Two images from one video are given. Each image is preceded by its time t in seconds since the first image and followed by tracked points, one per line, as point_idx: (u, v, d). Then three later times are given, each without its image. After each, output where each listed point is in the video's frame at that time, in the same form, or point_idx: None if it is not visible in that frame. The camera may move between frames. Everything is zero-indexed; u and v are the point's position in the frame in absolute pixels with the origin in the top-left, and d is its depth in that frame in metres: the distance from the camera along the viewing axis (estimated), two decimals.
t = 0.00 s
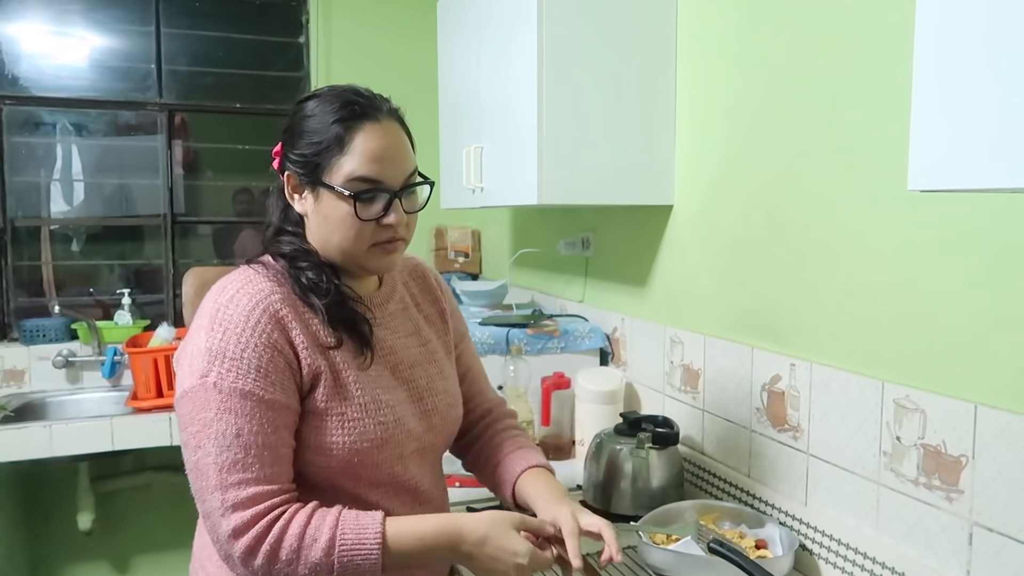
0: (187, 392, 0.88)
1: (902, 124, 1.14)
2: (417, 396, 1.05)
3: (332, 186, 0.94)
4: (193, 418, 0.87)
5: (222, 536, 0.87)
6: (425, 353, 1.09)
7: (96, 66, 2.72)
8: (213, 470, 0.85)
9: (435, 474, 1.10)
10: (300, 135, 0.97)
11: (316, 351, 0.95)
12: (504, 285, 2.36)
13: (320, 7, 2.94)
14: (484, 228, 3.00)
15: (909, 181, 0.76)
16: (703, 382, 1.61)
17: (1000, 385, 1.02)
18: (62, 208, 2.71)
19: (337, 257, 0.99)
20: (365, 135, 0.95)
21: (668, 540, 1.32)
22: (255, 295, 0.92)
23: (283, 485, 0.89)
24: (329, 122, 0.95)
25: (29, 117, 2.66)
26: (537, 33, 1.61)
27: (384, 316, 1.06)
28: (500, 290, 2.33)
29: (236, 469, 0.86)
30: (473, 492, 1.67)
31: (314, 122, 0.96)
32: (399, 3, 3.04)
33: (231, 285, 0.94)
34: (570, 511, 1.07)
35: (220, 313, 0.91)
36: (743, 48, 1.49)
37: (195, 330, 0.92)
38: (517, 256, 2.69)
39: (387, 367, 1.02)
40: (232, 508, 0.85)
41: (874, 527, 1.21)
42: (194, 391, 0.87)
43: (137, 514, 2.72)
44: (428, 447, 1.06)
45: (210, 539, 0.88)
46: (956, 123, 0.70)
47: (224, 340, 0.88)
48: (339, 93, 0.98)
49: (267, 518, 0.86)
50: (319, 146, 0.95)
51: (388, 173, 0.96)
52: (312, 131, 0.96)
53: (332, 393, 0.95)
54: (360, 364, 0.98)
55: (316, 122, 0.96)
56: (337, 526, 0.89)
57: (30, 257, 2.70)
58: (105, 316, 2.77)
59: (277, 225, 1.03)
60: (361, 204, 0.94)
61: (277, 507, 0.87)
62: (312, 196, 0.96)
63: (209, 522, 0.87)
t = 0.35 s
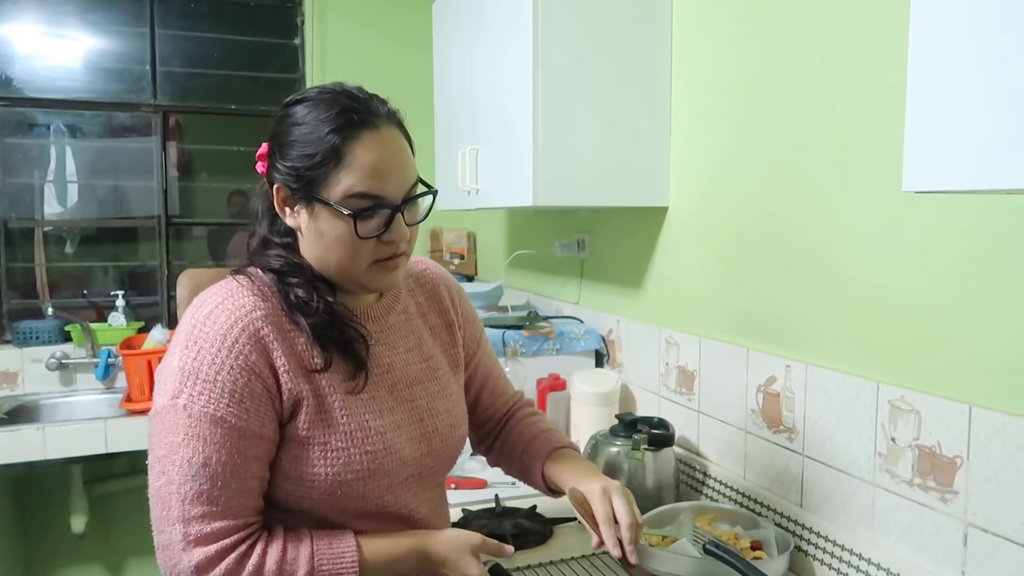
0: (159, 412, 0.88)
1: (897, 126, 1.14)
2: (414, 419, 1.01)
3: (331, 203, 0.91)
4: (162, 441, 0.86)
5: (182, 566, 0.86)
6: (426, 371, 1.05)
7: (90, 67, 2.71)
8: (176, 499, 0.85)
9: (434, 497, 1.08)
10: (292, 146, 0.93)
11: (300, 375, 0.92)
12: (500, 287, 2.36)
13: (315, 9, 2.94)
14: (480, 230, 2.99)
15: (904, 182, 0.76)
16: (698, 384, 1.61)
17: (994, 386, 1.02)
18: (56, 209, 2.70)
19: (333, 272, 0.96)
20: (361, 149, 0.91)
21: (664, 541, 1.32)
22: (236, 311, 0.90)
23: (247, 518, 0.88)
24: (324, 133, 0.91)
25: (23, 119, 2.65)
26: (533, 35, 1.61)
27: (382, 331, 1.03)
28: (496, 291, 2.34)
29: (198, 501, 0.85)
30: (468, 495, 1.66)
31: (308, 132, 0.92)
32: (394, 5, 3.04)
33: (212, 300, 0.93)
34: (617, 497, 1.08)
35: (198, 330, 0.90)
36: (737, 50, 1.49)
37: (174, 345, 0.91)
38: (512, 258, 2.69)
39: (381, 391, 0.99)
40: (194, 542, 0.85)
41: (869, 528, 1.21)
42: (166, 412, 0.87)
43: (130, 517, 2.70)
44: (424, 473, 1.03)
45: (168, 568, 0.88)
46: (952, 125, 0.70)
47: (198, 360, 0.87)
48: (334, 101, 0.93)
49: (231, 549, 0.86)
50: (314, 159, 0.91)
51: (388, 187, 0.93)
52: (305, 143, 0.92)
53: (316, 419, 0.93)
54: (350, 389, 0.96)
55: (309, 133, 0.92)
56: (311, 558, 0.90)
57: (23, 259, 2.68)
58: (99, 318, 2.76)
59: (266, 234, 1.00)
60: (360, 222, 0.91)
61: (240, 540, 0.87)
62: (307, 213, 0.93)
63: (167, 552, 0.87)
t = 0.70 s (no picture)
0: (164, 424, 0.87)
1: (894, 126, 1.14)
2: (417, 432, 1.01)
3: (327, 217, 0.91)
4: (168, 454, 0.86)
5: None
6: (430, 382, 1.05)
7: (88, 67, 2.70)
8: (182, 513, 0.84)
9: (436, 511, 1.07)
10: (286, 161, 0.93)
11: (303, 387, 0.92)
12: (498, 287, 2.36)
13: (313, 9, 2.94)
14: (477, 230, 2.99)
15: (902, 181, 0.76)
16: (696, 384, 1.61)
17: (992, 386, 1.02)
18: (53, 210, 2.70)
19: (332, 285, 0.96)
20: (356, 161, 0.91)
21: (662, 541, 1.32)
22: (239, 322, 0.90)
23: (253, 532, 0.88)
24: (317, 146, 0.91)
25: (20, 119, 2.65)
26: (530, 35, 1.61)
27: (384, 343, 1.03)
28: (494, 292, 2.33)
29: (205, 515, 0.84)
30: (466, 496, 1.66)
31: (302, 145, 0.92)
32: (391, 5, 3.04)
33: (215, 311, 0.93)
34: (571, 525, 1.03)
35: (201, 341, 0.89)
36: (735, 50, 1.49)
37: (177, 357, 0.91)
38: (510, 258, 2.69)
39: (384, 404, 0.99)
40: (201, 558, 0.84)
41: (867, 529, 1.21)
42: (172, 425, 0.86)
43: (128, 518, 2.70)
44: (428, 487, 1.02)
45: None
46: (950, 123, 0.70)
47: (203, 371, 0.87)
48: (327, 113, 0.93)
49: (239, 565, 0.85)
50: (309, 173, 0.91)
51: (385, 198, 0.92)
52: (299, 156, 0.92)
53: (318, 432, 0.93)
54: (353, 402, 0.95)
55: (303, 145, 0.92)
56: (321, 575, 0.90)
57: (20, 259, 2.68)
58: (96, 318, 2.76)
59: (266, 247, 1.00)
60: (359, 234, 0.91)
61: (247, 553, 0.86)
62: (304, 226, 0.93)
63: (173, 567, 0.86)
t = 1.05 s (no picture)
0: (156, 414, 0.87)
1: (893, 124, 1.14)
2: (412, 429, 1.00)
3: (324, 210, 0.91)
4: (159, 445, 0.86)
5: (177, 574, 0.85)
6: (427, 378, 1.04)
7: (85, 64, 2.70)
8: (172, 504, 0.84)
9: (434, 509, 1.07)
10: (283, 154, 0.93)
11: (295, 381, 0.92)
12: (496, 284, 2.36)
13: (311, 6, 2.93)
14: (476, 228, 2.99)
15: (900, 178, 0.76)
16: (695, 381, 1.61)
17: (990, 383, 1.02)
18: (50, 207, 2.69)
19: (331, 279, 0.96)
20: (352, 152, 0.91)
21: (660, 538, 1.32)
22: (232, 315, 0.90)
23: (244, 524, 0.88)
24: (313, 138, 0.91)
25: (17, 116, 2.64)
26: (528, 32, 1.61)
27: (381, 339, 1.02)
28: (493, 289, 2.33)
29: (195, 505, 0.84)
30: (464, 492, 1.66)
31: (298, 137, 0.92)
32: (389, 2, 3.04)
33: (209, 303, 0.93)
34: (649, 526, 1.01)
35: (194, 333, 0.90)
36: (733, 47, 1.49)
37: (171, 350, 0.91)
38: (508, 255, 2.69)
39: (378, 400, 0.98)
40: (191, 549, 0.84)
41: (865, 525, 1.21)
42: (163, 415, 0.86)
43: (127, 515, 2.70)
44: (424, 483, 1.02)
45: None
46: (949, 120, 0.70)
47: (195, 363, 0.87)
48: (323, 105, 0.93)
49: (229, 557, 0.85)
50: (305, 166, 0.91)
51: (383, 190, 0.92)
52: (296, 149, 0.92)
53: (310, 427, 0.93)
54: (345, 397, 0.95)
55: (299, 138, 0.92)
56: (312, 568, 0.90)
57: (18, 256, 2.68)
58: (94, 315, 2.75)
59: (263, 243, 1.00)
60: (357, 226, 0.91)
61: (237, 546, 0.86)
62: (302, 220, 0.93)
63: (162, 559, 0.86)
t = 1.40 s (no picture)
0: (144, 418, 0.88)
1: (884, 121, 1.15)
2: (405, 427, 0.99)
3: (312, 208, 0.91)
4: (146, 448, 0.87)
5: None
6: (421, 375, 1.03)
7: (77, 61, 2.68)
8: (159, 507, 0.84)
9: (433, 506, 1.06)
10: (270, 150, 0.92)
11: (283, 381, 0.92)
12: (490, 282, 2.36)
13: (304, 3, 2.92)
14: (470, 226, 2.98)
15: (893, 175, 0.76)
16: (688, 378, 1.61)
17: (982, 380, 1.02)
18: (42, 204, 2.68)
19: (320, 276, 0.95)
20: (341, 151, 0.90)
21: (654, 536, 1.32)
22: (218, 317, 0.90)
23: (232, 526, 0.88)
24: (301, 135, 0.90)
25: (9, 113, 2.63)
26: (522, 30, 1.60)
27: (374, 336, 1.02)
28: (487, 287, 2.33)
29: (181, 508, 0.84)
30: (458, 490, 1.66)
31: (285, 134, 0.91)
32: None
33: (195, 306, 0.93)
34: (609, 475, 1.08)
35: (179, 336, 0.90)
36: (727, 45, 1.49)
37: (158, 353, 0.92)
38: (503, 253, 2.68)
39: (370, 398, 0.98)
40: (178, 551, 0.84)
41: (857, 522, 1.21)
42: (150, 418, 0.87)
43: (119, 514, 2.69)
44: (418, 481, 1.01)
45: None
46: (941, 117, 0.70)
47: (180, 366, 0.87)
48: (311, 101, 0.92)
49: (216, 559, 0.85)
50: (292, 163, 0.90)
51: (371, 188, 0.92)
52: (283, 146, 0.91)
53: (299, 427, 0.92)
54: (335, 397, 0.95)
55: (286, 134, 0.91)
56: (301, 568, 0.90)
57: (9, 255, 2.66)
58: (87, 314, 2.75)
59: (252, 240, 0.99)
60: (345, 225, 0.91)
61: (225, 546, 0.86)
62: (289, 217, 0.93)
63: (150, 561, 0.86)
